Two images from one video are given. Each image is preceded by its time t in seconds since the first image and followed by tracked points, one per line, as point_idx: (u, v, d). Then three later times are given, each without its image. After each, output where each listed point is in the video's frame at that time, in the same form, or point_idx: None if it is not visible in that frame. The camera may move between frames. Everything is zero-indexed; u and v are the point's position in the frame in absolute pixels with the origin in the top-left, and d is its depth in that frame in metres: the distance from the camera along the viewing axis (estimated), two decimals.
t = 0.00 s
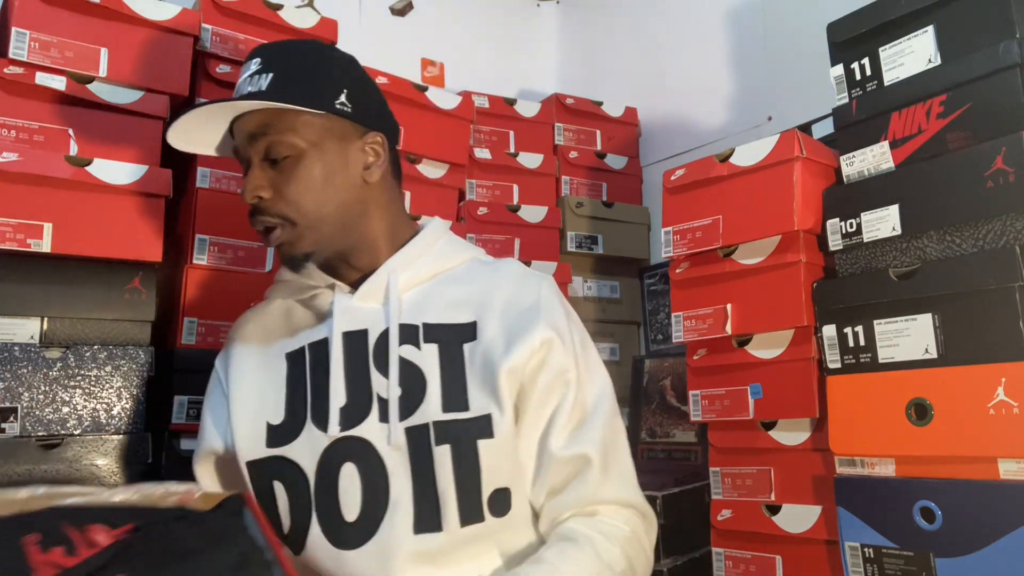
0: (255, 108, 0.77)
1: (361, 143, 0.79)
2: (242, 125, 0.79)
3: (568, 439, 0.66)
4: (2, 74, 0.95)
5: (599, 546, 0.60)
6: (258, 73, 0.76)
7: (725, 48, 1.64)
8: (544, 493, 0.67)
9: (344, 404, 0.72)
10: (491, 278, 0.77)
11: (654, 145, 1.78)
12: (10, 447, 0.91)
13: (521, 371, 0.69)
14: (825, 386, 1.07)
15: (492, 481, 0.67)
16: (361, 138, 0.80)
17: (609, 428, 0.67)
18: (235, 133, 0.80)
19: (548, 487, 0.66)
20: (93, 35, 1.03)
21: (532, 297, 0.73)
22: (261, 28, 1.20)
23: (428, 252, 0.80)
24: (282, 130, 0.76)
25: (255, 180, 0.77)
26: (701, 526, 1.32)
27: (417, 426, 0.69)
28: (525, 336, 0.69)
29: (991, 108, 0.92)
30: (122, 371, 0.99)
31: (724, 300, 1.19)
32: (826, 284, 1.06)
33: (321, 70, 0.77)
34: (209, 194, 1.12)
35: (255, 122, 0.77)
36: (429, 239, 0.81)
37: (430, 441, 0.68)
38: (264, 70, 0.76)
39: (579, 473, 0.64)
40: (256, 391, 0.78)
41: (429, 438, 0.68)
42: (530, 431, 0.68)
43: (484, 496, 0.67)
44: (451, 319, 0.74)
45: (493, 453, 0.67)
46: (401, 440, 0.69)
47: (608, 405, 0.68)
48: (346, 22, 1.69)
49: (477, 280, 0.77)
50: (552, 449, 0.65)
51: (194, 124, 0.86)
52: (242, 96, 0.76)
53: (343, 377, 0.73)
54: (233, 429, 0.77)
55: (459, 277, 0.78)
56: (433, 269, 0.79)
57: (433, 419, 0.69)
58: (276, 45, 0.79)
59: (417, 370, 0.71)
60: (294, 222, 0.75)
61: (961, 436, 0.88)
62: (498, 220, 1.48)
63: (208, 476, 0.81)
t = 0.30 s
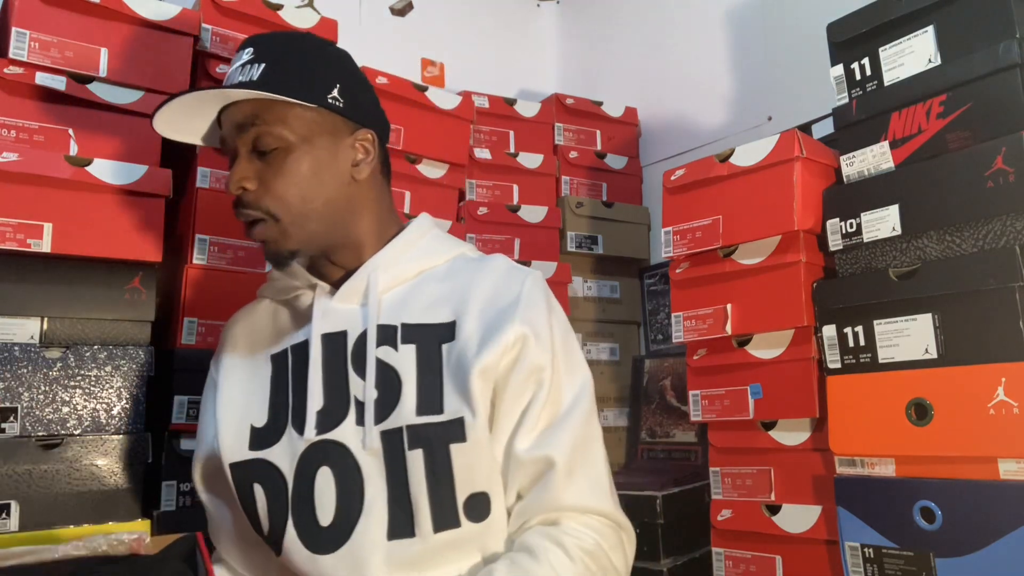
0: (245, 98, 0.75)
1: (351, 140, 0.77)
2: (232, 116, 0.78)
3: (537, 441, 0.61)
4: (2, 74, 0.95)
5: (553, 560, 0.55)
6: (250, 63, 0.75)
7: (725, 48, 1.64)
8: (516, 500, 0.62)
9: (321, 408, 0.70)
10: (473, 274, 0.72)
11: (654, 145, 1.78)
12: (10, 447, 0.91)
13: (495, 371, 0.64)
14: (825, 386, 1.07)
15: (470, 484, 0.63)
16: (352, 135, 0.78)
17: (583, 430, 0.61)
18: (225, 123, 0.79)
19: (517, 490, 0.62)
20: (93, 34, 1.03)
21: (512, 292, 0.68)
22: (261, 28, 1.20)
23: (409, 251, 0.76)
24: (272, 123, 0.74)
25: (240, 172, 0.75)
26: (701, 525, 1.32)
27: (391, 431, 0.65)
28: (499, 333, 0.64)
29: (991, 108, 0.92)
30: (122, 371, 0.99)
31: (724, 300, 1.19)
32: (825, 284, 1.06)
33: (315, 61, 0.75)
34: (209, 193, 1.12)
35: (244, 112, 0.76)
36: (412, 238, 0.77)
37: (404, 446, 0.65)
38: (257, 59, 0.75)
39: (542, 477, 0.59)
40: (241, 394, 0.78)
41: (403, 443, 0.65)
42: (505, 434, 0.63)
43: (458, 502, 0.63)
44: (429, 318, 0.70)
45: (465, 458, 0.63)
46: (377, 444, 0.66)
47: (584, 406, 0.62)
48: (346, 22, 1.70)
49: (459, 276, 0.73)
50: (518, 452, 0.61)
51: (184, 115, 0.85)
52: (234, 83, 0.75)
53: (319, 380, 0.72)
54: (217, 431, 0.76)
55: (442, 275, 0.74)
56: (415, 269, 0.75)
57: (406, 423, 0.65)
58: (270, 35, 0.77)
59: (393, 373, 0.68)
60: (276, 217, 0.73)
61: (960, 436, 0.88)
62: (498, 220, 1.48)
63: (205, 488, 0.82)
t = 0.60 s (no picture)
0: (238, 94, 0.75)
1: (342, 140, 0.77)
2: (222, 111, 0.77)
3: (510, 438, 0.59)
4: (2, 74, 0.95)
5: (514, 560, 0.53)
6: (241, 60, 0.74)
7: (725, 48, 1.64)
8: (492, 499, 0.61)
9: (308, 410, 0.69)
10: (459, 272, 0.71)
11: (654, 145, 1.78)
12: (10, 448, 0.91)
13: (475, 367, 0.63)
14: (825, 386, 1.07)
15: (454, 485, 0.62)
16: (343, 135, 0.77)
17: (557, 427, 0.59)
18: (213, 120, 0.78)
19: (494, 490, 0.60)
20: (93, 34, 1.03)
21: (493, 289, 0.67)
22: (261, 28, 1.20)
23: (396, 250, 0.75)
24: (265, 120, 0.73)
25: (230, 168, 0.74)
26: (701, 526, 1.32)
27: (376, 431, 0.64)
28: (476, 329, 0.63)
29: (991, 108, 0.92)
30: (122, 371, 0.99)
31: (724, 300, 1.19)
32: (825, 284, 1.06)
33: (307, 61, 0.75)
34: (210, 194, 1.12)
35: (236, 108, 0.75)
36: (399, 236, 0.76)
37: (388, 446, 0.64)
38: (247, 57, 0.74)
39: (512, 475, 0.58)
40: (232, 398, 0.78)
41: (386, 443, 0.63)
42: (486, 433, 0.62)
43: (444, 501, 0.61)
44: (415, 318, 0.69)
45: (449, 458, 0.62)
46: (362, 446, 0.65)
47: (560, 402, 0.60)
48: (347, 22, 1.70)
49: (445, 275, 0.72)
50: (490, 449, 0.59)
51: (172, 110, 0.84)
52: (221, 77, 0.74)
53: (305, 383, 0.71)
54: (208, 436, 0.77)
55: (428, 274, 0.73)
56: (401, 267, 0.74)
57: (391, 424, 0.64)
58: (259, 34, 0.77)
59: (378, 374, 0.67)
60: (265, 214, 0.72)
61: (960, 436, 0.88)
62: (498, 220, 1.48)
63: (198, 491, 0.82)
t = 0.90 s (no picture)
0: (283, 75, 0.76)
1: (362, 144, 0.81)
2: (252, 90, 0.76)
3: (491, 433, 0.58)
4: (3, 74, 0.95)
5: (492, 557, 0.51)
6: (279, 43, 0.73)
7: (725, 48, 1.64)
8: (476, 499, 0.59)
9: (294, 413, 0.69)
10: (444, 270, 0.69)
11: (654, 145, 1.78)
12: (10, 447, 0.91)
13: (460, 364, 0.61)
14: (825, 386, 1.07)
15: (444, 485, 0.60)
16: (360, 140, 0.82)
17: (540, 420, 0.57)
18: (247, 93, 0.76)
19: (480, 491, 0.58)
20: (93, 35, 1.03)
21: (476, 285, 0.66)
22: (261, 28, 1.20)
23: (382, 250, 0.74)
24: (314, 105, 0.75)
25: (278, 142, 0.73)
26: (701, 526, 1.32)
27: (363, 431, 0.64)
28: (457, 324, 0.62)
29: (991, 108, 0.92)
30: (122, 371, 0.99)
31: (724, 300, 1.19)
32: (825, 284, 1.06)
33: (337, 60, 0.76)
34: (210, 194, 1.12)
35: (278, 87, 0.75)
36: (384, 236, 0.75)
37: (375, 446, 0.63)
38: (284, 42, 0.73)
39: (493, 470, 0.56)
40: (220, 404, 0.78)
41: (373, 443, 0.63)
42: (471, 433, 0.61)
43: (432, 500, 0.59)
44: (401, 319, 0.68)
45: (435, 458, 0.60)
46: (350, 447, 0.64)
47: (542, 394, 0.58)
48: (347, 22, 1.70)
49: (431, 274, 0.70)
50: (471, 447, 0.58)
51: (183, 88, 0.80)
52: (271, 52, 0.73)
53: (293, 385, 0.71)
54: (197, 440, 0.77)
55: (415, 273, 0.72)
56: (386, 268, 0.73)
57: (377, 423, 0.63)
58: (284, 25, 0.76)
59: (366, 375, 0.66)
60: (317, 190, 0.72)
61: (960, 436, 0.88)
62: (498, 220, 1.48)
63: (190, 497, 0.82)
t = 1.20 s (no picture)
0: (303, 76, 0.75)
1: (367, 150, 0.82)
2: (270, 88, 0.75)
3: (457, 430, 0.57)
4: (3, 74, 0.95)
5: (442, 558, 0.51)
6: (299, 43, 0.72)
7: (725, 48, 1.64)
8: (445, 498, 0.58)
9: (287, 413, 0.69)
10: (434, 271, 0.69)
11: (654, 146, 1.78)
12: (10, 448, 0.91)
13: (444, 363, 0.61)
14: (825, 386, 1.07)
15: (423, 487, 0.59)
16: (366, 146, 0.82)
17: (508, 415, 0.57)
18: (265, 91, 0.75)
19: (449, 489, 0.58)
20: (93, 34, 1.03)
21: (462, 285, 0.65)
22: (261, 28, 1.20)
23: (375, 251, 0.73)
24: (333, 110, 0.75)
25: (297, 144, 0.73)
26: (701, 526, 1.32)
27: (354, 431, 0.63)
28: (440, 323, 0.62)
29: (990, 108, 0.92)
30: (122, 371, 0.99)
31: (724, 300, 1.19)
32: (825, 284, 1.06)
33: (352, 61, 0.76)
34: (209, 194, 1.12)
35: (298, 88, 0.75)
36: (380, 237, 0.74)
37: (364, 446, 0.62)
38: (302, 42, 0.72)
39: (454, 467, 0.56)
40: (216, 402, 0.78)
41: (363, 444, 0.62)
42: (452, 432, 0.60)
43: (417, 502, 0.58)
44: (391, 318, 0.67)
45: (421, 458, 0.59)
46: (341, 448, 0.64)
47: (513, 392, 0.57)
48: (346, 22, 1.70)
49: (423, 274, 0.70)
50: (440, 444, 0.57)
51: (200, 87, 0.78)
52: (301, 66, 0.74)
53: (285, 385, 0.70)
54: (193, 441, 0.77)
55: (407, 274, 0.71)
56: (380, 269, 0.72)
57: (366, 424, 0.62)
58: (298, 24, 0.75)
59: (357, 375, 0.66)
60: (334, 196, 0.72)
61: (961, 436, 0.88)
62: (498, 220, 1.48)
63: (187, 494, 0.82)
